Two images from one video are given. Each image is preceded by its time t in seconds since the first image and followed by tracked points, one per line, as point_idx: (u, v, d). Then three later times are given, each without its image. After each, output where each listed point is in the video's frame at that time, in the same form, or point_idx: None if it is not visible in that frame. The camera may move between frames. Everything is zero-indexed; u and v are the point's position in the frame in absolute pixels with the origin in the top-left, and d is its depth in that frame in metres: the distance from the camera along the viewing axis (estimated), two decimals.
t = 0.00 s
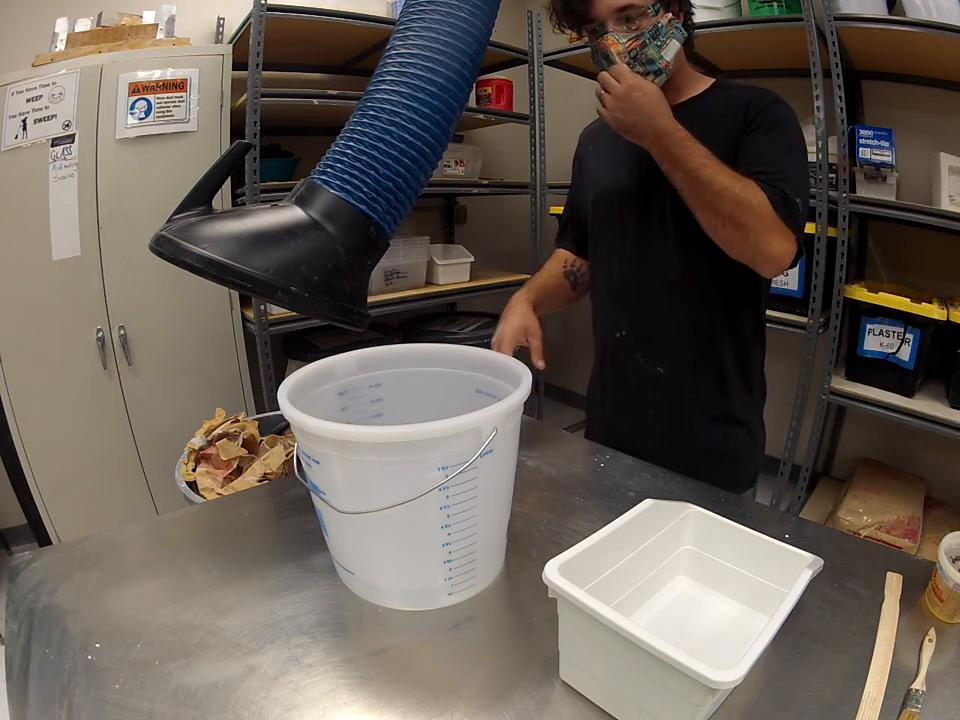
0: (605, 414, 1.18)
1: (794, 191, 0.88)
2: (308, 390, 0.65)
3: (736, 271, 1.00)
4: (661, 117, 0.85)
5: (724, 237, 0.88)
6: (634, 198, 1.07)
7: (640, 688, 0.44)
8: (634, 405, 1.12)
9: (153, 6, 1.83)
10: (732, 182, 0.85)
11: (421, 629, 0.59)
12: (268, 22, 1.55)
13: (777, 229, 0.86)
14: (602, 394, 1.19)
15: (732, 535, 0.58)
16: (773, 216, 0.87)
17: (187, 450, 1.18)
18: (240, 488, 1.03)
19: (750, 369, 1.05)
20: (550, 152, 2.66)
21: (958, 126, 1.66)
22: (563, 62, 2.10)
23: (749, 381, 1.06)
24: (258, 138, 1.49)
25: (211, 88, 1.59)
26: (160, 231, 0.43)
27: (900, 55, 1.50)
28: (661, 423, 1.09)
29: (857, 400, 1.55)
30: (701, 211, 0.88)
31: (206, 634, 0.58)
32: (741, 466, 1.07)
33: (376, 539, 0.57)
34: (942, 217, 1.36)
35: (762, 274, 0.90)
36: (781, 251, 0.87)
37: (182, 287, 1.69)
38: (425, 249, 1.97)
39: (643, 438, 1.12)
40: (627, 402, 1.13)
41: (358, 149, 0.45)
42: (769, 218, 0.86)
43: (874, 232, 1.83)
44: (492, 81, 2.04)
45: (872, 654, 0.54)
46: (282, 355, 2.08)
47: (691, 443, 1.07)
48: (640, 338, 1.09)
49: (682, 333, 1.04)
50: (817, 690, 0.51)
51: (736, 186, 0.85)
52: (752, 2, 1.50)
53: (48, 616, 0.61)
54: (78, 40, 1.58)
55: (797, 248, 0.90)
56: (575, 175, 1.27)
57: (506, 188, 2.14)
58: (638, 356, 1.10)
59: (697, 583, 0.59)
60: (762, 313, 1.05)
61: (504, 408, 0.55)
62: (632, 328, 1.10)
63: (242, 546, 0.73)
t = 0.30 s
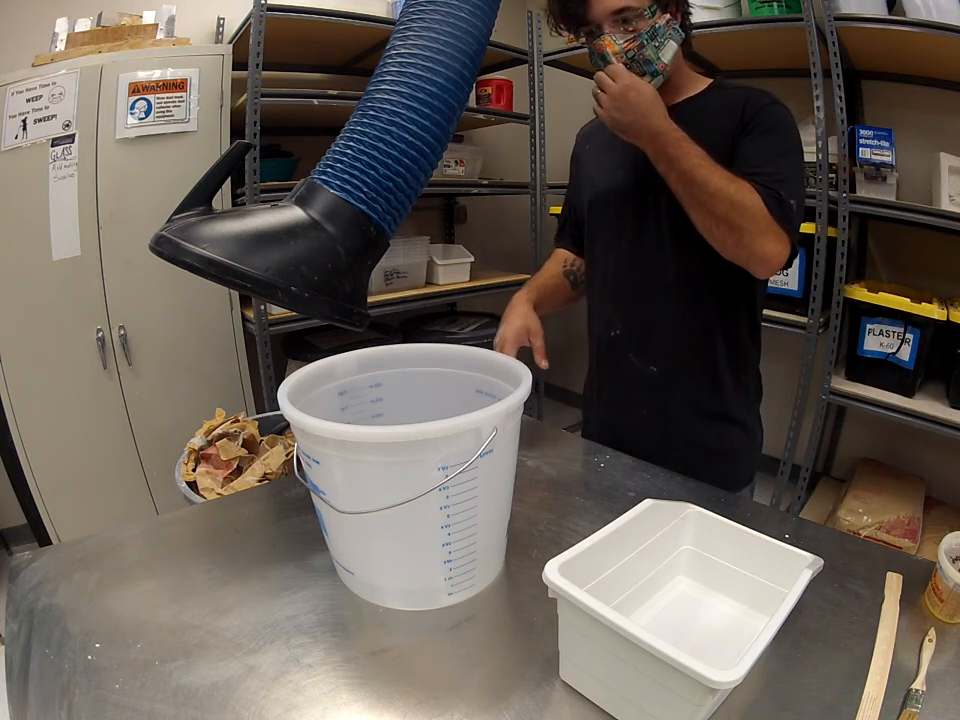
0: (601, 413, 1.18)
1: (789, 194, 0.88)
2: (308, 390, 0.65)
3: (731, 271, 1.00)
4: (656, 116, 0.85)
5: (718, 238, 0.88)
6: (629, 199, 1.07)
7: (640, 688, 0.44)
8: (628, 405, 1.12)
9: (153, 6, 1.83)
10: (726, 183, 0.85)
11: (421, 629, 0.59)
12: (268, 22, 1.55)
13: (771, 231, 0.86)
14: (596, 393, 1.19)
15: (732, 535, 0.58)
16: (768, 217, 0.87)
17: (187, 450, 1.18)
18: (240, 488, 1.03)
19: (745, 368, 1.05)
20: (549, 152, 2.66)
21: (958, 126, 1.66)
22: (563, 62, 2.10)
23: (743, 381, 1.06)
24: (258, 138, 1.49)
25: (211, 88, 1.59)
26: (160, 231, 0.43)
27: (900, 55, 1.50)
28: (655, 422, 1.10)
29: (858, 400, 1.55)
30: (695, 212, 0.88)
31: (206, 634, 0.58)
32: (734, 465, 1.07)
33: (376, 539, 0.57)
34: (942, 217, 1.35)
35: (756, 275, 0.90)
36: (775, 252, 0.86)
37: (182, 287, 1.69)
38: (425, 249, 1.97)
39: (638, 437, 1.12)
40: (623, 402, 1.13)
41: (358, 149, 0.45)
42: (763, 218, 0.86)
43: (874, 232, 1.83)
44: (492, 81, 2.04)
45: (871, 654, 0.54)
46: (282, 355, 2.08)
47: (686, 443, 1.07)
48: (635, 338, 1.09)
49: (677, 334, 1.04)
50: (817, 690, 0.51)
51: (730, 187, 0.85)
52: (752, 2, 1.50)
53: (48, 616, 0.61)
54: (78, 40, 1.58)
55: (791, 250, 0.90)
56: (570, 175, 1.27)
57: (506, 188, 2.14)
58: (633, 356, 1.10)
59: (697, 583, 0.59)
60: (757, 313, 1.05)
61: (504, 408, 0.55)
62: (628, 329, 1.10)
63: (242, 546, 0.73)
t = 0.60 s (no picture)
0: (603, 414, 1.18)
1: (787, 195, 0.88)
2: (308, 390, 0.65)
3: (731, 271, 1.00)
4: (653, 120, 0.84)
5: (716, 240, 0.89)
6: (628, 200, 1.07)
7: (640, 688, 0.44)
8: (631, 405, 1.12)
9: (153, 6, 1.83)
10: (724, 185, 0.85)
11: (421, 629, 0.59)
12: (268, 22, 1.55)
13: (769, 232, 0.86)
14: (598, 394, 1.19)
15: (732, 535, 0.58)
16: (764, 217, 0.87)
17: (187, 450, 1.18)
18: (240, 488, 1.03)
19: (745, 367, 1.06)
20: (549, 152, 2.66)
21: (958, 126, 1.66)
22: (563, 62, 2.10)
23: (744, 381, 1.06)
24: (258, 138, 1.49)
25: (211, 88, 1.59)
26: (160, 231, 0.43)
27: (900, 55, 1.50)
28: (658, 423, 1.09)
29: (858, 401, 1.55)
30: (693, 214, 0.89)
31: (206, 634, 0.58)
32: (736, 464, 1.08)
33: (376, 539, 0.57)
34: (942, 217, 1.35)
35: (754, 275, 0.91)
36: (773, 253, 0.87)
37: (183, 287, 1.69)
38: (425, 249, 1.97)
39: (640, 437, 1.12)
40: (624, 402, 1.13)
41: (358, 149, 0.45)
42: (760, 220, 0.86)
43: (874, 232, 1.83)
44: (492, 81, 2.04)
45: (872, 654, 0.54)
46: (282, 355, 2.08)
47: (687, 443, 1.07)
48: (636, 339, 1.09)
49: (678, 334, 1.04)
50: (817, 690, 0.51)
51: (728, 189, 0.85)
52: (752, 2, 1.50)
53: (49, 616, 0.61)
54: (78, 40, 1.58)
55: (789, 250, 0.91)
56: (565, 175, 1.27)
57: (506, 188, 2.14)
58: (635, 357, 1.10)
59: (697, 583, 0.59)
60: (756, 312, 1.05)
61: (504, 408, 0.55)
62: (629, 329, 1.10)
63: (242, 546, 0.73)
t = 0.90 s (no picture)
0: (605, 415, 1.18)
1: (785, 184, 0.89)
2: (308, 390, 0.65)
3: (734, 272, 1.00)
4: (651, 107, 0.83)
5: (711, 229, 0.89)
6: (630, 201, 1.07)
7: (640, 688, 0.44)
8: (634, 406, 1.12)
9: (153, 6, 1.83)
10: (721, 173, 0.85)
11: (421, 629, 0.59)
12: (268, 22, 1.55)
13: (765, 222, 0.86)
14: (600, 394, 1.19)
15: (732, 535, 0.58)
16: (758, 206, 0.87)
17: (187, 450, 1.18)
18: (240, 488, 1.03)
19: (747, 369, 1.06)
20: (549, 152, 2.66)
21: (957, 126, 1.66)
22: (563, 62, 2.10)
23: (746, 382, 1.06)
24: (258, 138, 1.49)
25: (211, 88, 1.59)
26: (160, 231, 0.43)
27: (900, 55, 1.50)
28: (660, 423, 1.10)
29: (858, 401, 1.55)
30: (689, 201, 0.88)
31: (206, 634, 0.58)
32: (738, 465, 1.08)
33: (376, 539, 0.57)
34: (942, 217, 1.35)
35: (748, 265, 0.91)
36: (767, 244, 0.88)
37: (183, 287, 1.69)
38: (425, 249, 1.97)
39: (643, 438, 1.12)
40: (627, 403, 1.13)
41: (358, 149, 0.45)
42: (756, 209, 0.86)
43: (874, 232, 1.83)
44: (492, 81, 2.04)
45: (871, 654, 0.54)
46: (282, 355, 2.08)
47: (690, 444, 1.07)
48: (639, 339, 1.09)
49: (680, 335, 1.04)
50: (817, 690, 0.51)
51: (726, 177, 0.84)
52: (752, 2, 1.50)
53: (49, 616, 0.61)
54: (78, 40, 1.58)
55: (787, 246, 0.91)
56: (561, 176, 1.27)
57: (506, 188, 2.14)
58: (637, 357, 1.10)
59: (697, 583, 0.59)
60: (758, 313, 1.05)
61: (504, 408, 0.55)
62: (631, 330, 1.10)
63: (242, 546, 0.73)
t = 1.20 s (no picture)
0: (609, 414, 1.18)
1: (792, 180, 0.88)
2: (308, 390, 0.65)
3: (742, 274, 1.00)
4: (655, 99, 0.84)
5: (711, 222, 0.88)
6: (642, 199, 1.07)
7: (640, 688, 0.44)
8: (638, 406, 1.12)
9: (153, 6, 1.83)
10: (723, 165, 0.84)
11: (421, 629, 0.59)
12: (268, 22, 1.55)
13: (763, 216, 0.85)
14: (603, 393, 1.19)
15: (731, 535, 0.58)
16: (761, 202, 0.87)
17: (187, 450, 1.18)
18: (240, 488, 1.03)
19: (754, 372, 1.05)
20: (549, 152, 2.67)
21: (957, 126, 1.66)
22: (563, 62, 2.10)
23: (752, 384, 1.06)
24: (258, 138, 1.49)
25: (211, 88, 1.59)
26: (160, 231, 0.43)
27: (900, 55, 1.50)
28: (664, 423, 1.10)
29: (858, 401, 1.55)
30: (691, 193, 0.88)
31: (206, 634, 0.58)
32: (741, 466, 1.08)
33: (376, 538, 0.57)
34: (942, 217, 1.35)
35: (748, 261, 0.90)
36: (765, 238, 0.86)
37: (183, 287, 1.69)
38: (425, 249, 1.97)
39: (646, 438, 1.12)
40: (631, 402, 1.13)
41: (358, 149, 0.45)
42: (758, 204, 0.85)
43: (874, 232, 1.84)
44: (492, 81, 2.04)
45: (871, 654, 0.54)
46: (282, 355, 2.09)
47: (696, 443, 1.08)
48: (645, 339, 1.09)
49: (686, 335, 1.04)
50: (816, 690, 0.51)
51: (727, 169, 0.84)
52: (752, 2, 1.50)
53: (49, 616, 0.61)
54: (78, 40, 1.58)
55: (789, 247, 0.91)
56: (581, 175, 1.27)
57: (506, 188, 2.14)
58: (643, 357, 1.10)
59: (697, 583, 0.59)
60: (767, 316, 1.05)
61: (504, 408, 0.55)
62: (638, 329, 1.10)
63: (242, 546, 0.73)
